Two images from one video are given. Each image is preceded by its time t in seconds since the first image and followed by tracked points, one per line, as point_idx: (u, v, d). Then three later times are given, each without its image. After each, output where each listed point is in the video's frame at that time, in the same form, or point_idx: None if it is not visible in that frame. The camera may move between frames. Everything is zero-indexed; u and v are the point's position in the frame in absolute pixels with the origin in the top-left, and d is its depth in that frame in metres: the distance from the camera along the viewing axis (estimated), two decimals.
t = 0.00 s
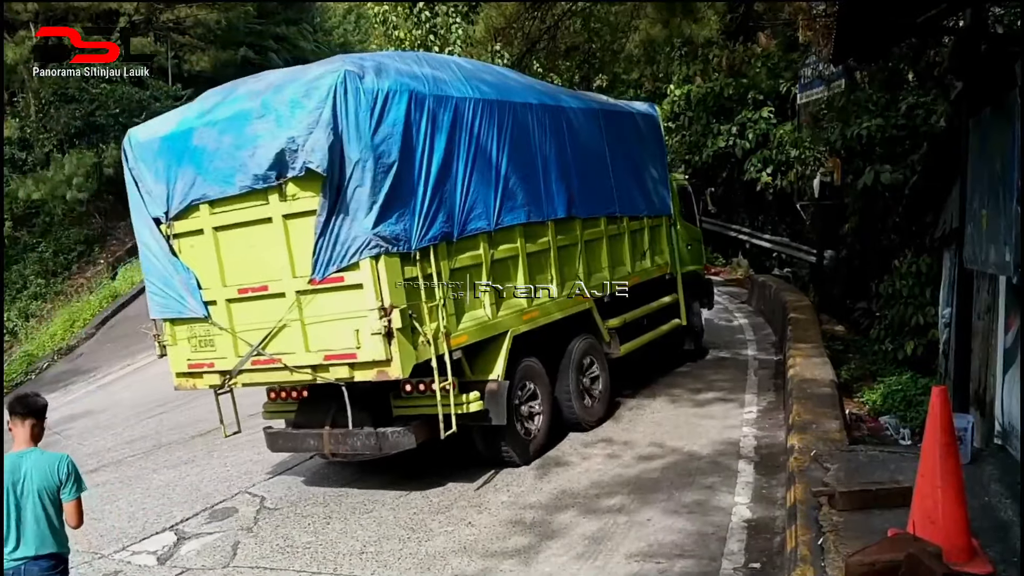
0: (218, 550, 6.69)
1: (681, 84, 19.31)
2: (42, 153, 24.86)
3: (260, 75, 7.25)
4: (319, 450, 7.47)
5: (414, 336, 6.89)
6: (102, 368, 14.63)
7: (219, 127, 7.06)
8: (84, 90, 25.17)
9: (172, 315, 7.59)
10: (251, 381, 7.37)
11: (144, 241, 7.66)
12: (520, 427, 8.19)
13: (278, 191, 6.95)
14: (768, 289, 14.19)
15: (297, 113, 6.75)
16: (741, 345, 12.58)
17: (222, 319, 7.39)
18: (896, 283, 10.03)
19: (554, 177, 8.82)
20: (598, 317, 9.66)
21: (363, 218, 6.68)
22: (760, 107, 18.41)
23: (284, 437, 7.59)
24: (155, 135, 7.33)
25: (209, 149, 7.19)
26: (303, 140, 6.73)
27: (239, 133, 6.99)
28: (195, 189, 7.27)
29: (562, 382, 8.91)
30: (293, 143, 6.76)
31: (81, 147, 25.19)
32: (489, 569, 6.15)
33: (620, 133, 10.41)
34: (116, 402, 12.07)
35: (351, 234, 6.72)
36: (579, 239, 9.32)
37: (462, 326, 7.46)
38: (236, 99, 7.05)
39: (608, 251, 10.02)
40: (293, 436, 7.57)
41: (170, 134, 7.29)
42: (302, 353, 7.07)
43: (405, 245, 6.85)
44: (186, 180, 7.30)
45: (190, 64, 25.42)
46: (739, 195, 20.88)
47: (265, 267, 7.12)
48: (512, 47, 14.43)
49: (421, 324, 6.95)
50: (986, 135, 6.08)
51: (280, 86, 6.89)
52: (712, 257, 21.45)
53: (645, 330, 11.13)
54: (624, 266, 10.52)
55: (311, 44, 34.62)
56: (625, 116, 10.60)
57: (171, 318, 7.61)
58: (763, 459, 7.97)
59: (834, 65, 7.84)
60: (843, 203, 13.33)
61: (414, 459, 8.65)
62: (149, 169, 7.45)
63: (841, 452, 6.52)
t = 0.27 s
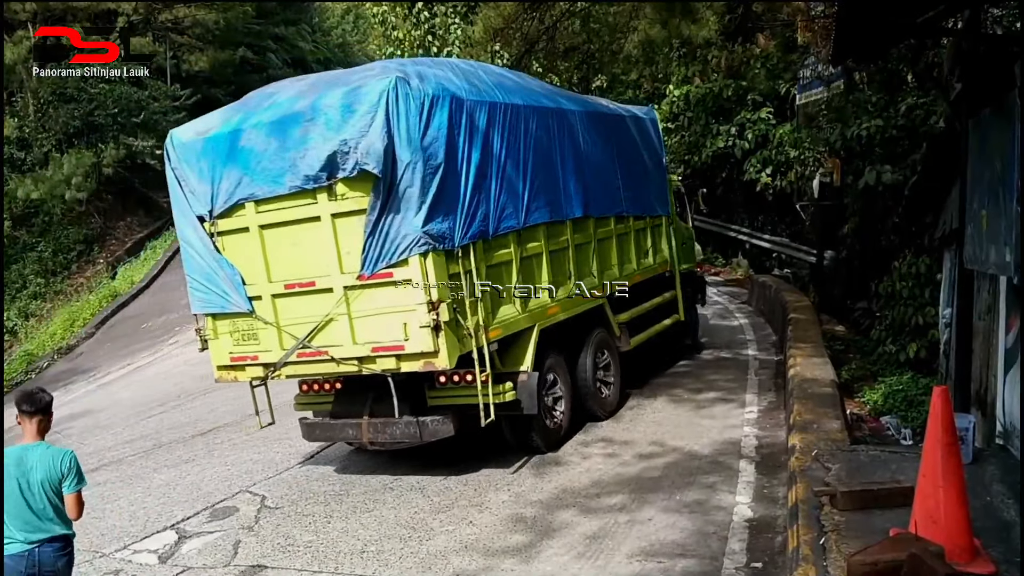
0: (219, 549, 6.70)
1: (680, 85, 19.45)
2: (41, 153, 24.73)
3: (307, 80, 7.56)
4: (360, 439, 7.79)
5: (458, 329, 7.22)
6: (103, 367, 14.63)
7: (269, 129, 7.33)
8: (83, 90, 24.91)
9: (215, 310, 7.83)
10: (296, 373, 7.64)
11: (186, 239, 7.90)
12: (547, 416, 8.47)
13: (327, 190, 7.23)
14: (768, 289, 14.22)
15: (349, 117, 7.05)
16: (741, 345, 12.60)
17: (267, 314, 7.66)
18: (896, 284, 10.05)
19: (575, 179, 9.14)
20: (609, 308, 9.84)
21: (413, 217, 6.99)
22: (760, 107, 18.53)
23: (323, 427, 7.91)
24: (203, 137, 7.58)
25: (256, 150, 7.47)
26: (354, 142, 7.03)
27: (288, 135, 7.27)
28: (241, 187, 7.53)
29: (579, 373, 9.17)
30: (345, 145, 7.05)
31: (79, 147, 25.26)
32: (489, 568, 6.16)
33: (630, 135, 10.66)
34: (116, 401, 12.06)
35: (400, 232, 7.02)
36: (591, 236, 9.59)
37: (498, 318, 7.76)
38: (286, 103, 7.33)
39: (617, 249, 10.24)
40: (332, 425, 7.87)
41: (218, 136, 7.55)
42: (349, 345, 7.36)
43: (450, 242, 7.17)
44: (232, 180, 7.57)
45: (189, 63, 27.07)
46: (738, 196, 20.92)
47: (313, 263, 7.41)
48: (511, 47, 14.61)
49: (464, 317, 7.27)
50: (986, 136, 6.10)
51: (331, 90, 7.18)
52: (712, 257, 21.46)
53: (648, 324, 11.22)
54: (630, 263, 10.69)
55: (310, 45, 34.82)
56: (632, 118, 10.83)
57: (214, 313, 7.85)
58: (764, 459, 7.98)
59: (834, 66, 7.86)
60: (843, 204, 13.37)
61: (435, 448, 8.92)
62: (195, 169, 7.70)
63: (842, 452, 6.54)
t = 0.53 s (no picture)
0: (219, 549, 6.70)
1: (679, 85, 19.43)
2: (41, 153, 24.61)
3: (346, 86, 7.89)
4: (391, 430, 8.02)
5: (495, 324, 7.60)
6: (102, 368, 14.58)
7: (313, 133, 7.65)
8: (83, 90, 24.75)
9: (254, 307, 8.14)
10: (335, 367, 7.98)
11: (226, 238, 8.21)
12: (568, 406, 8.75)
13: (367, 192, 7.57)
14: (768, 290, 14.21)
15: (391, 122, 7.40)
16: (742, 344, 12.61)
17: (305, 310, 7.99)
18: (896, 284, 10.05)
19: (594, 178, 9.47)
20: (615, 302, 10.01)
21: (454, 218, 7.34)
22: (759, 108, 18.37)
23: (355, 419, 8.14)
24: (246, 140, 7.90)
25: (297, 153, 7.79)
26: (397, 146, 7.38)
27: (330, 138, 7.60)
28: (281, 189, 7.84)
29: (595, 367, 9.41)
30: (388, 149, 7.40)
31: (78, 148, 25.03)
32: (489, 567, 6.16)
33: (636, 135, 10.91)
34: (115, 402, 12.05)
35: (441, 233, 7.38)
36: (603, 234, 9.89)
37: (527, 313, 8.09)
38: (330, 108, 7.66)
39: (625, 247, 10.46)
40: (364, 417, 8.11)
41: (261, 139, 7.87)
42: (388, 339, 7.71)
43: (487, 242, 7.53)
44: (272, 181, 7.88)
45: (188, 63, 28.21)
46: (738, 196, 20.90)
47: (353, 262, 7.75)
48: (511, 48, 14.49)
49: (499, 312, 7.64)
50: (986, 136, 6.09)
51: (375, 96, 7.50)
52: (712, 257, 21.42)
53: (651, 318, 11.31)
54: (635, 260, 10.88)
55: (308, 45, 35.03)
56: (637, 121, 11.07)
57: (252, 309, 8.16)
58: (765, 459, 7.97)
59: (834, 66, 7.83)
60: (843, 204, 13.37)
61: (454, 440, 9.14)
62: (237, 171, 8.01)
63: (842, 452, 6.54)
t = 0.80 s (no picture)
0: (219, 548, 6.70)
1: (678, 85, 18.99)
2: (42, 154, 24.52)
3: (376, 89, 8.15)
4: (418, 420, 8.26)
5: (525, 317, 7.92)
6: (102, 368, 14.56)
7: (347, 134, 7.90)
8: (84, 91, 24.69)
9: (287, 302, 8.38)
10: (366, 359, 8.25)
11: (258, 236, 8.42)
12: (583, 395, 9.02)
13: (401, 191, 7.84)
14: (768, 290, 14.20)
15: (426, 125, 7.67)
16: (742, 344, 12.61)
17: (339, 305, 8.25)
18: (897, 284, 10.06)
19: (605, 176, 9.80)
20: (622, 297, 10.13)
21: (487, 216, 7.63)
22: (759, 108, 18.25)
23: (383, 410, 8.38)
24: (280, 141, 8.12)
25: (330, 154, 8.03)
26: (433, 147, 7.65)
27: (365, 140, 7.85)
28: (315, 188, 8.07)
29: (606, 359, 9.69)
30: (423, 150, 7.67)
31: (78, 148, 24.97)
32: (489, 567, 6.16)
33: (636, 135, 11.17)
34: (116, 402, 12.05)
35: (475, 230, 7.67)
36: (611, 231, 10.20)
37: (552, 308, 8.40)
38: (364, 110, 7.91)
39: (628, 243, 10.76)
40: (392, 408, 8.34)
41: (295, 140, 8.10)
42: (421, 332, 8.01)
43: (518, 238, 7.84)
44: (305, 181, 8.10)
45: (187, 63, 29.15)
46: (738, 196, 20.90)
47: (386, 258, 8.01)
48: (510, 50, 14.52)
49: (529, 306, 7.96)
50: (987, 136, 6.08)
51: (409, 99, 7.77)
52: (712, 257, 21.38)
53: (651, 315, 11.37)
54: (636, 255, 11.10)
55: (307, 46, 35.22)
56: (637, 123, 11.32)
57: (285, 304, 8.39)
58: (765, 460, 7.97)
59: (835, 66, 7.79)
60: (842, 204, 13.37)
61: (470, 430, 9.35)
62: (270, 171, 8.24)
63: (843, 453, 6.53)
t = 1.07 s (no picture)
0: (220, 549, 6.70)
1: (678, 85, 19.12)
2: (42, 154, 24.53)
3: (408, 94, 8.46)
4: (446, 412, 8.57)
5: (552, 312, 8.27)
6: (102, 368, 14.56)
7: (382, 139, 8.20)
8: (84, 91, 24.76)
9: (321, 299, 8.67)
10: (399, 354, 8.54)
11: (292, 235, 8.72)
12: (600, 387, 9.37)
13: (435, 192, 8.16)
14: (768, 290, 14.21)
15: (459, 130, 7.97)
16: (743, 344, 12.62)
17: (372, 302, 8.54)
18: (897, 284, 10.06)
19: (613, 177, 10.18)
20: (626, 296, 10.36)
21: (518, 217, 7.98)
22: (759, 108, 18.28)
23: (410, 402, 8.68)
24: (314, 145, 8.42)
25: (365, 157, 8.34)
26: (466, 152, 7.97)
27: (400, 144, 8.15)
28: (349, 190, 8.37)
29: (618, 352, 10.03)
30: (457, 154, 7.98)
31: (79, 148, 24.97)
32: (488, 567, 6.16)
33: (636, 136, 11.48)
34: (116, 402, 12.05)
35: (507, 230, 8.01)
36: (619, 230, 10.59)
37: (574, 303, 8.76)
38: (397, 116, 8.21)
39: (631, 240, 11.10)
40: (419, 399, 8.66)
41: (330, 144, 8.39)
42: (453, 327, 8.33)
43: (546, 237, 8.20)
44: (340, 183, 8.41)
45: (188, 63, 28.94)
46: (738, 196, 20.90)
47: (418, 257, 8.33)
48: (509, 49, 14.55)
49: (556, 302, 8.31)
50: (987, 136, 6.08)
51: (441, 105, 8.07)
52: (712, 257, 21.34)
53: (649, 309, 11.54)
54: (638, 251, 11.41)
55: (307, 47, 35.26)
56: (638, 126, 11.63)
57: (318, 302, 8.68)
58: (765, 460, 7.97)
59: (834, 66, 7.79)
60: (842, 204, 13.36)
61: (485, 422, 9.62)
62: (304, 174, 8.53)
63: (844, 453, 6.53)
